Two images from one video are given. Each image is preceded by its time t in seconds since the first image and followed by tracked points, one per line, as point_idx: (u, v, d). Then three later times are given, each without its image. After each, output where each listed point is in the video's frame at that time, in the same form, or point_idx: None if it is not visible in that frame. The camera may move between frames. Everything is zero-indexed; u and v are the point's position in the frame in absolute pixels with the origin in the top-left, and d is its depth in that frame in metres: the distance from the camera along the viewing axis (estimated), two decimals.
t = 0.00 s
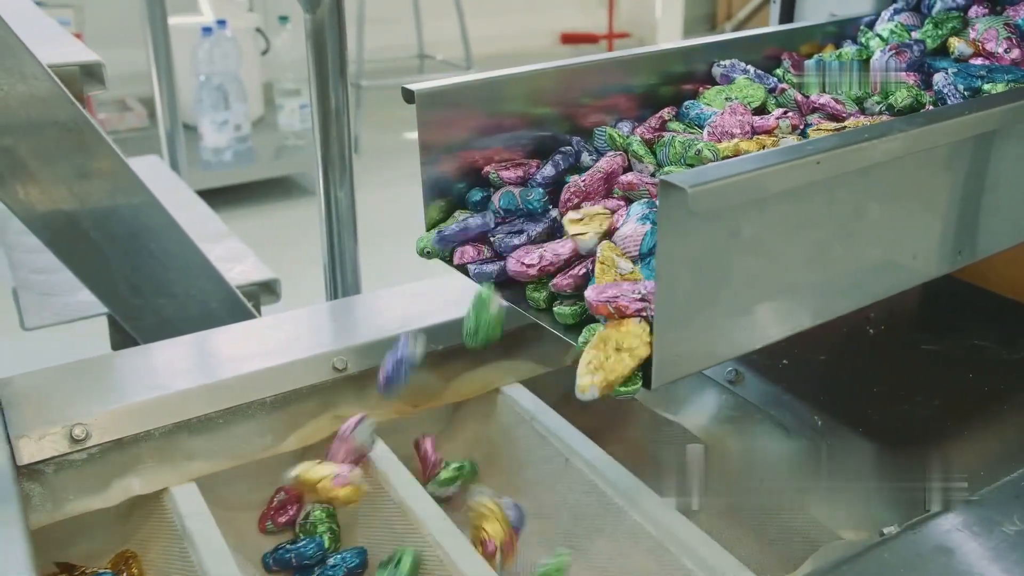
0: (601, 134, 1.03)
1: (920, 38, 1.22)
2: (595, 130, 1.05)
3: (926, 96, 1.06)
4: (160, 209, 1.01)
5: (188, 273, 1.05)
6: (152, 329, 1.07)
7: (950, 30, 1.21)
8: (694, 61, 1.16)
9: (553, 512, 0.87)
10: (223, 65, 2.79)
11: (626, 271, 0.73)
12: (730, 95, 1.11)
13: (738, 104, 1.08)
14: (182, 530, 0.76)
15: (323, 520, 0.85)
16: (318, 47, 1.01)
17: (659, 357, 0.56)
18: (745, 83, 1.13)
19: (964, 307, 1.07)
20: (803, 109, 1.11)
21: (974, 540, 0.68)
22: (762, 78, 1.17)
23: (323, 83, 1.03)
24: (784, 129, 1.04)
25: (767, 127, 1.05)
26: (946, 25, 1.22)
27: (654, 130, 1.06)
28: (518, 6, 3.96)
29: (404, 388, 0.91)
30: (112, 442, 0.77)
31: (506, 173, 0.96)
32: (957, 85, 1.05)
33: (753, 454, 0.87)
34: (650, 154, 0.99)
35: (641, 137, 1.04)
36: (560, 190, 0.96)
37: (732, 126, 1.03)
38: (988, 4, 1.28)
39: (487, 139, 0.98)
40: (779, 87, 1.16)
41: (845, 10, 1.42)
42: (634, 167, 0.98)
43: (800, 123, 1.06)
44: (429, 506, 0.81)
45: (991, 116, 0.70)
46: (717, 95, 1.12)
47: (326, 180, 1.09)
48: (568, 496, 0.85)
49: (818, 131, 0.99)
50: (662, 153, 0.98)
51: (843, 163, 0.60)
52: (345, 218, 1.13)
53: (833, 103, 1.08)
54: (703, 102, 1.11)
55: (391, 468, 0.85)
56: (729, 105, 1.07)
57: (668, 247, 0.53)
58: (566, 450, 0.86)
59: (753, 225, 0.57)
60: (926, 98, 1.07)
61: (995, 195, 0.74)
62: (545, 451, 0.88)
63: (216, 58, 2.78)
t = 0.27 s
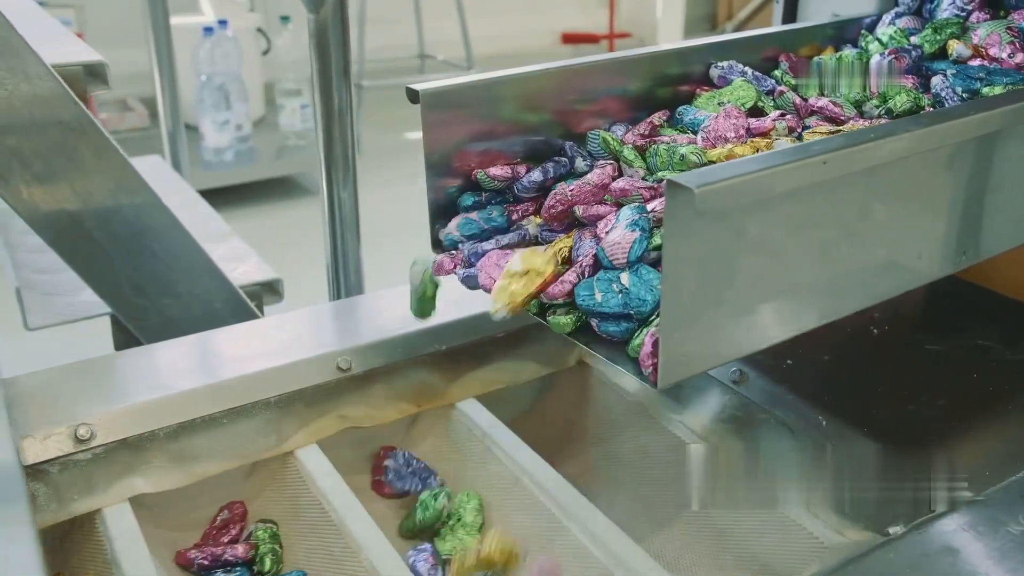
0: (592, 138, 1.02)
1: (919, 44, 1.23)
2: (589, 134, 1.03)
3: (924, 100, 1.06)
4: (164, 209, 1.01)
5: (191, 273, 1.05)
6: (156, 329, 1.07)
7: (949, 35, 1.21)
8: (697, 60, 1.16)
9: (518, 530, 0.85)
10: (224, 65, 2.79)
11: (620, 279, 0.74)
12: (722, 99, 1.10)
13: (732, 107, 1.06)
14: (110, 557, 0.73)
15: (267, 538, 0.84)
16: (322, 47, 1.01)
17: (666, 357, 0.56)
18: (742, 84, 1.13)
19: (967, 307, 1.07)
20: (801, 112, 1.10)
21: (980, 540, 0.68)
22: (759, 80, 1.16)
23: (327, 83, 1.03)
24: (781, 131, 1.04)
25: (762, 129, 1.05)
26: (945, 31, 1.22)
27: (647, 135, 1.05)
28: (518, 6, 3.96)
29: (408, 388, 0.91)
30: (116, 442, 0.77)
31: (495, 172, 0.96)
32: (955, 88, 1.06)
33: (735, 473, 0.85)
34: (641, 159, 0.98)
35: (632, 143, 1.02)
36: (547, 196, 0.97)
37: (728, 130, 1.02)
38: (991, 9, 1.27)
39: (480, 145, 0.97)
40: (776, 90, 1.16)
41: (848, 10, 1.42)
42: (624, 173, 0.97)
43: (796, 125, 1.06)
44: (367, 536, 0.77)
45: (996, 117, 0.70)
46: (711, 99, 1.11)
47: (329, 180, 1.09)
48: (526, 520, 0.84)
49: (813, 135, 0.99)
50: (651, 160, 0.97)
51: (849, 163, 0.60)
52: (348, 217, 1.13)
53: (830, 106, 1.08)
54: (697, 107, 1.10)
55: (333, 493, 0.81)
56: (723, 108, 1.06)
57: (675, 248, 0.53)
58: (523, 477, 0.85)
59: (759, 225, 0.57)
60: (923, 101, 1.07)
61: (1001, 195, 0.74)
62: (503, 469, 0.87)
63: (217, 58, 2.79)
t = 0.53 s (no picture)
0: (585, 143, 1.02)
1: (916, 50, 1.22)
2: (583, 138, 1.03)
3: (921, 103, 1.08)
4: (167, 208, 1.01)
5: (194, 274, 1.05)
6: (159, 329, 1.07)
7: (949, 40, 1.21)
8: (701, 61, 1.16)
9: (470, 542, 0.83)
10: (225, 65, 2.79)
11: (604, 291, 0.74)
12: (719, 102, 1.09)
13: (727, 111, 1.06)
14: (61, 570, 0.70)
15: (204, 561, 0.81)
16: (326, 47, 1.01)
17: (672, 358, 0.56)
18: (739, 87, 1.12)
19: (970, 308, 1.07)
20: (798, 114, 1.10)
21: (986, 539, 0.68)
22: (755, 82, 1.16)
23: (330, 83, 1.03)
24: (778, 133, 1.05)
25: (760, 131, 1.05)
26: (945, 36, 1.22)
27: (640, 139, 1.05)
28: (519, 6, 3.96)
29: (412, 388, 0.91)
30: (121, 442, 0.77)
31: (486, 175, 0.96)
32: (953, 91, 1.07)
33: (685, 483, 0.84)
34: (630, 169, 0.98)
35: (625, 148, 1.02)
36: (538, 202, 0.97)
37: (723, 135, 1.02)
38: (991, 15, 1.27)
39: (472, 148, 0.96)
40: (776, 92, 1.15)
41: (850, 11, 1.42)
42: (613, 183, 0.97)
43: (793, 127, 1.06)
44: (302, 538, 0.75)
45: (1001, 117, 0.70)
46: (706, 103, 1.10)
47: (332, 180, 1.09)
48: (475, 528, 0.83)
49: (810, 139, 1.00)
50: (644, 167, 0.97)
51: (855, 163, 0.60)
52: (351, 218, 1.13)
53: (829, 108, 1.08)
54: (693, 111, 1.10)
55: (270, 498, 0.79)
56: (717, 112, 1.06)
57: (682, 247, 0.53)
58: (480, 498, 0.84)
59: (765, 225, 0.57)
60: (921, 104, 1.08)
61: (1005, 195, 0.74)
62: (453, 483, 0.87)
63: (218, 58, 2.79)
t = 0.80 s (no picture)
0: (581, 147, 1.01)
1: (918, 54, 1.22)
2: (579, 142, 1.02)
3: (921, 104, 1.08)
4: (170, 209, 1.00)
5: (197, 274, 1.05)
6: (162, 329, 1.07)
7: (951, 44, 1.22)
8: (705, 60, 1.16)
9: (412, 570, 0.80)
10: (226, 65, 2.79)
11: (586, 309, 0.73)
12: (718, 104, 1.09)
13: (726, 113, 1.06)
14: None
15: None
16: (329, 47, 1.01)
17: (678, 357, 0.56)
18: (738, 88, 1.11)
19: (974, 308, 1.07)
20: (798, 115, 1.11)
21: (990, 539, 0.68)
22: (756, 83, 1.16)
23: (333, 83, 1.03)
24: (782, 134, 1.04)
25: (765, 131, 1.04)
26: (947, 41, 1.23)
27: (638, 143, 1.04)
28: (520, 6, 3.96)
29: (416, 389, 0.91)
30: (126, 441, 0.77)
31: (484, 178, 0.96)
32: (954, 92, 1.07)
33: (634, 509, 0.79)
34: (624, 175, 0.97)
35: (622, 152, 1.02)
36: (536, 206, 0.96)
37: (720, 138, 1.02)
38: (994, 17, 1.27)
39: (469, 150, 0.96)
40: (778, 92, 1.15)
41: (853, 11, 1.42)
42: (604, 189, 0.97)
43: (797, 127, 1.06)
44: None
45: (1007, 117, 0.70)
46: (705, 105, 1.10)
47: (336, 180, 1.09)
48: (419, 560, 0.79)
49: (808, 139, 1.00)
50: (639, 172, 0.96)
51: (861, 163, 0.60)
52: (354, 218, 1.13)
53: (830, 110, 1.08)
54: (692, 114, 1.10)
55: (212, 535, 0.76)
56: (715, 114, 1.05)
57: (688, 247, 0.53)
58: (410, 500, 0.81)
59: (771, 225, 0.57)
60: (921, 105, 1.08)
61: (1011, 195, 0.74)
62: (401, 504, 0.82)
63: (219, 58, 2.79)
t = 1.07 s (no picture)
0: (585, 147, 1.01)
1: (922, 53, 1.22)
2: (583, 143, 1.02)
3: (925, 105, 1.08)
4: (173, 209, 1.00)
5: (200, 273, 1.05)
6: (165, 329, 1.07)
7: (954, 44, 1.22)
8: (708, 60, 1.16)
9: None
10: (227, 65, 2.79)
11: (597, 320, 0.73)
12: (722, 104, 1.08)
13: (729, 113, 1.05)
14: None
15: None
16: (332, 47, 1.01)
17: (683, 357, 0.56)
18: (741, 88, 1.11)
19: (978, 308, 1.07)
20: (801, 115, 1.10)
21: (994, 538, 0.68)
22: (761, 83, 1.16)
23: (336, 83, 1.03)
24: (787, 133, 1.03)
25: (769, 131, 1.04)
26: (950, 40, 1.23)
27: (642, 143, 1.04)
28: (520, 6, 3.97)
29: (418, 388, 0.91)
30: (130, 441, 0.77)
31: (487, 178, 0.96)
32: (958, 92, 1.06)
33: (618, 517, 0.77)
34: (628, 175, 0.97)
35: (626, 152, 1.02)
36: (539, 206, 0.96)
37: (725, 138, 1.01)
38: (997, 17, 1.27)
39: (473, 150, 0.96)
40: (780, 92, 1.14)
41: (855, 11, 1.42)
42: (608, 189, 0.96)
43: (800, 128, 1.05)
44: None
45: (1013, 117, 0.70)
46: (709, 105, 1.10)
47: (339, 180, 1.09)
48: (399, 569, 0.77)
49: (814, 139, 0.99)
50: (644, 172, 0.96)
51: (866, 163, 0.60)
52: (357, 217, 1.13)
53: (833, 110, 1.08)
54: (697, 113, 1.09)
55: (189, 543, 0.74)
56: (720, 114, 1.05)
57: (693, 247, 0.53)
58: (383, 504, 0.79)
59: (777, 225, 0.57)
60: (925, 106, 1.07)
61: (1016, 195, 0.74)
62: (382, 512, 0.80)
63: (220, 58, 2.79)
